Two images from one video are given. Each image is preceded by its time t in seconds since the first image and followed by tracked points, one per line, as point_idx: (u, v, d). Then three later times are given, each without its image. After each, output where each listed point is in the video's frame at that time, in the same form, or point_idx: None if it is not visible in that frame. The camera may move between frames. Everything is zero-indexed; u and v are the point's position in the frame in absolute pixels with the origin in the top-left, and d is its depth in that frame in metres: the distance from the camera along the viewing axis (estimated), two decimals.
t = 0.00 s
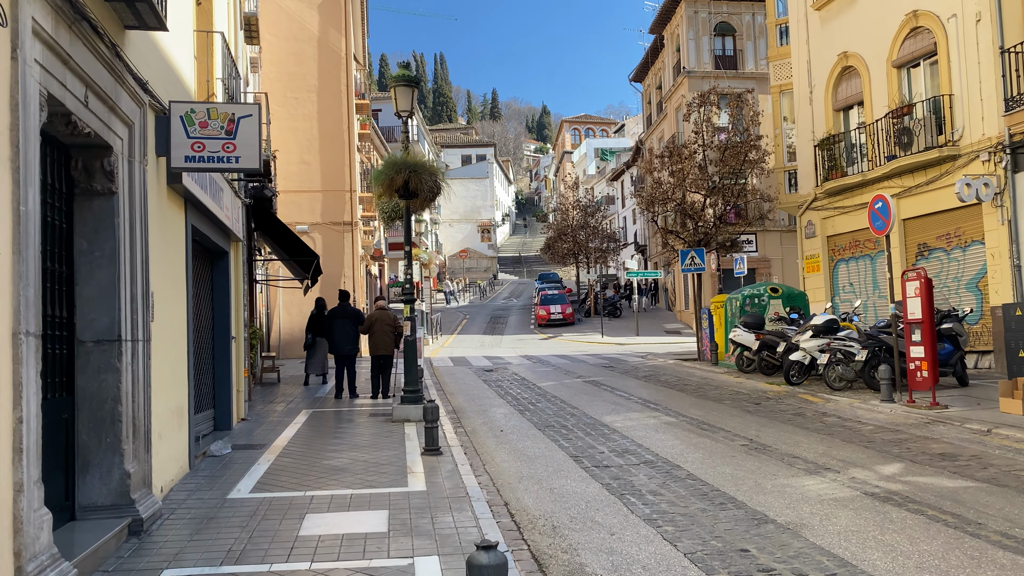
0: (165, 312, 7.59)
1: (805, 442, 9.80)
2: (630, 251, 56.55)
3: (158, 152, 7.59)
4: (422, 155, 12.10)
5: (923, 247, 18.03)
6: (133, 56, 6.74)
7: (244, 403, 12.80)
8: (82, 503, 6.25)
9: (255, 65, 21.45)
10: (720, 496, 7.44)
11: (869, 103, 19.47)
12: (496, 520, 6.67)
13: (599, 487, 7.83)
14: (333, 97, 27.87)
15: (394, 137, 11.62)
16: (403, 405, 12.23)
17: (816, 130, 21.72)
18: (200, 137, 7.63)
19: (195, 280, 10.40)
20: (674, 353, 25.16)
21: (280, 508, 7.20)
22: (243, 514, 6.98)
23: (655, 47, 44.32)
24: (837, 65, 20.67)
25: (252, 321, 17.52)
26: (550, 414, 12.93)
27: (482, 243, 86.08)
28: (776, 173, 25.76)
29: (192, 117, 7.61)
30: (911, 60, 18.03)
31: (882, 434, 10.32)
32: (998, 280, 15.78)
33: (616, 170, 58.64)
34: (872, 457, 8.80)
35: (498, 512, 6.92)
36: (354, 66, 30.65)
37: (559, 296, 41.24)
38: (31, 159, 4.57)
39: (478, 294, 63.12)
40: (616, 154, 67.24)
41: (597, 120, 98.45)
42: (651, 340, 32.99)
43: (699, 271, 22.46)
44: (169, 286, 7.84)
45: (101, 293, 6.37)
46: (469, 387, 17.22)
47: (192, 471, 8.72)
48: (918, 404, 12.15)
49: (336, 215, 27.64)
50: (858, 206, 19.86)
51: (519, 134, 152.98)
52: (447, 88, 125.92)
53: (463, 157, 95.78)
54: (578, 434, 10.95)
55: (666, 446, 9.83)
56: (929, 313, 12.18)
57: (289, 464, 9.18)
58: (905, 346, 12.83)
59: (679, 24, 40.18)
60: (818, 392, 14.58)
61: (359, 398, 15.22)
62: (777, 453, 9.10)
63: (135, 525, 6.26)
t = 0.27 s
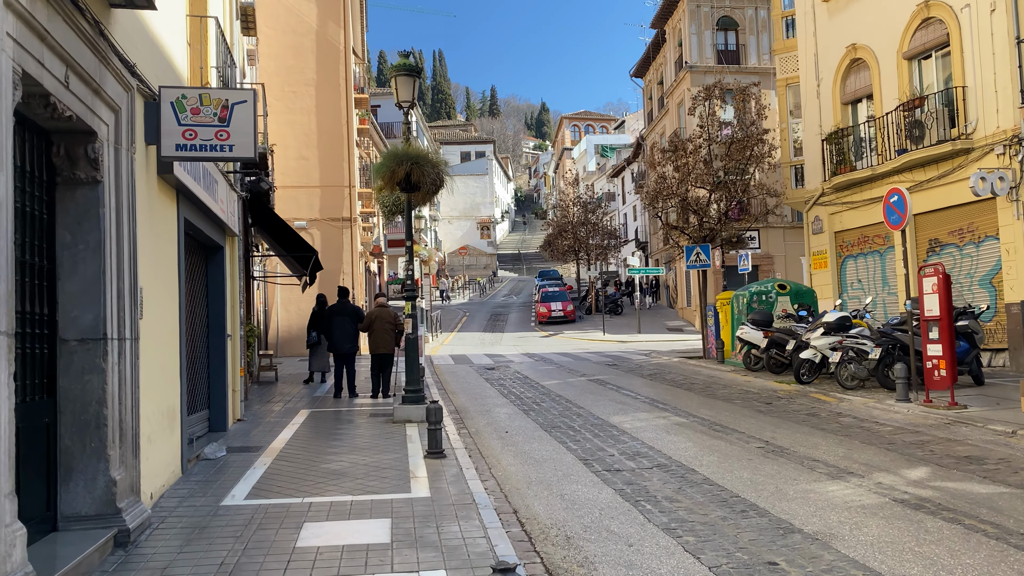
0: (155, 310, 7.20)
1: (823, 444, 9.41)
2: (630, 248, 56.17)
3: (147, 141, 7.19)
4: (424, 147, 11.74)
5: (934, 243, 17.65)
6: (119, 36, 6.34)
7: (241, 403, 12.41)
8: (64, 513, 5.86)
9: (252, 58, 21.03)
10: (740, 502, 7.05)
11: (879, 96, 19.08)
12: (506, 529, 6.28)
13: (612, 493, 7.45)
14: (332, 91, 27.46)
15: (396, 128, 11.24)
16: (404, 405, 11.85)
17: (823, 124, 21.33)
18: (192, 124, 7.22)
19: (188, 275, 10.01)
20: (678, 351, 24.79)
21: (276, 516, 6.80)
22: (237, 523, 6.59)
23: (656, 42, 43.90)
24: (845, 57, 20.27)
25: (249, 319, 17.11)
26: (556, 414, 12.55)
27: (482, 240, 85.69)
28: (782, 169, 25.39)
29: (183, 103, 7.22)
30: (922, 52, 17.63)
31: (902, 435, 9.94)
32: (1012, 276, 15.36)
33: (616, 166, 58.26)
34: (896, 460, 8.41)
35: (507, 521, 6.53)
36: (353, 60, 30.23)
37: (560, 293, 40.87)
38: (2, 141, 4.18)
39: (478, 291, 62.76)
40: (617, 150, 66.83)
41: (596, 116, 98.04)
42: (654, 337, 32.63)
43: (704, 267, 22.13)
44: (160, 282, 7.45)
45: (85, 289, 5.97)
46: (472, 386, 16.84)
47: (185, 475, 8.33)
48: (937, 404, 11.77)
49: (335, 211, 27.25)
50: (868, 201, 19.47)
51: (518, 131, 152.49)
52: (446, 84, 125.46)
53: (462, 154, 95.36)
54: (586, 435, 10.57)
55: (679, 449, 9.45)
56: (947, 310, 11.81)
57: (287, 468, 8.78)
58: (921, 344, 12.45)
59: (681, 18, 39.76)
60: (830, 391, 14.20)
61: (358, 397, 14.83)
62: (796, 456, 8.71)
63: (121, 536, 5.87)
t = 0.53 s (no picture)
0: (141, 308, 6.80)
1: (842, 448, 9.03)
2: (631, 245, 55.81)
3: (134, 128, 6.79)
4: (426, 139, 11.35)
5: (944, 239, 17.30)
6: (102, 15, 5.95)
7: (235, 404, 12.01)
8: (42, 525, 5.49)
9: (248, 51, 20.60)
10: (762, 511, 6.66)
11: (887, 89, 18.70)
12: (515, 542, 5.90)
13: (625, 501, 7.07)
14: (330, 85, 27.03)
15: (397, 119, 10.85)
16: (404, 406, 11.46)
17: (830, 119, 20.95)
18: (181, 111, 6.84)
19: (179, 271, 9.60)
20: (681, 350, 24.42)
21: (272, 525, 6.42)
22: (229, 534, 6.19)
23: (657, 36, 43.49)
24: (853, 50, 19.88)
25: (245, 317, 16.70)
26: (560, 415, 12.19)
27: (480, 237, 85.29)
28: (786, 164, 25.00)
29: (173, 89, 6.84)
30: (933, 44, 17.25)
31: (922, 437, 9.58)
32: None
33: (616, 163, 57.84)
34: (921, 465, 8.03)
35: (516, 533, 6.13)
36: (351, 55, 29.79)
37: (560, 291, 40.50)
38: None
39: (476, 288, 62.37)
40: (616, 146, 66.43)
41: (595, 112, 97.61)
42: (656, 335, 32.27)
43: (709, 264, 21.81)
44: (148, 278, 7.05)
45: (64, 285, 5.58)
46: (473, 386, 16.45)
47: (175, 482, 7.93)
48: (954, 404, 11.41)
49: (332, 207, 26.84)
50: (876, 196, 19.11)
51: (516, 128, 152.08)
52: (444, 81, 124.99)
53: (461, 150, 94.92)
54: (593, 438, 10.20)
55: (691, 452, 9.08)
56: (964, 307, 11.44)
57: (282, 474, 8.38)
58: (937, 342, 12.08)
59: (682, 12, 39.34)
60: (841, 391, 13.83)
61: (357, 397, 14.44)
62: (815, 461, 8.33)
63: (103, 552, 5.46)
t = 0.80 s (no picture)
0: (126, 305, 6.41)
1: (861, 450, 8.66)
2: (629, 243, 55.50)
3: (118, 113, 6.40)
4: (425, 129, 10.93)
5: (953, 235, 16.97)
6: None
7: (228, 405, 11.60)
8: (16, 538, 5.10)
9: (241, 43, 20.17)
10: (784, 520, 6.28)
11: (894, 82, 18.34)
12: (525, 554, 5.53)
13: (638, 508, 6.70)
14: (326, 79, 26.61)
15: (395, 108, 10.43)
16: (403, 407, 11.07)
17: (835, 113, 20.60)
18: (167, 95, 6.45)
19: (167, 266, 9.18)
20: (683, 347, 24.06)
21: (264, 535, 6.03)
22: (218, 546, 5.79)
23: (656, 31, 43.14)
24: (859, 42, 19.52)
25: (238, 315, 16.27)
26: (564, 416, 11.83)
27: (477, 234, 84.92)
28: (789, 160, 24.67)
29: (159, 72, 6.44)
30: (942, 35, 16.89)
31: (941, 439, 9.24)
32: None
33: (614, 159, 57.52)
34: (945, 470, 7.67)
35: (526, 544, 5.74)
36: (347, 48, 29.37)
37: (558, 288, 40.16)
38: None
39: (473, 285, 62.00)
40: (614, 143, 66.12)
41: (592, 109, 97.28)
42: (655, 333, 31.95)
43: (711, 261, 21.48)
44: (133, 272, 6.66)
45: (40, 280, 5.18)
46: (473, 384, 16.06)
47: (163, 487, 7.52)
48: (970, 404, 11.08)
49: (328, 203, 26.43)
50: (882, 191, 18.77)
51: (513, 125, 151.69)
52: (440, 78, 124.55)
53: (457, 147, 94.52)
54: (599, 440, 9.84)
55: (703, 455, 8.72)
56: (981, 303, 11.10)
57: (275, 479, 7.98)
58: (952, 340, 11.74)
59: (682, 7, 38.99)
60: (851, 390, 13.47)
61: (354, 397, 14.05)
62: (834, 465, 7.96)
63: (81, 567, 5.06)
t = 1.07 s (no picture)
0: (108, 307, 6.02)
1: (880, 456, 8.30)
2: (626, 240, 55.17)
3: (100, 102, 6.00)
4: (425, 122, 10.53)
5: (961, 232, 16.64)
6: None
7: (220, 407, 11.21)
8: None
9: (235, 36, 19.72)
10: (809, 535, 5.90)
11: (901, 77, 18.00)
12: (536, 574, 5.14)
13: (652, 521, 6.33)
14: (320, 73, 26.17)
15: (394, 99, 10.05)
16: (401, 410, 10.68)
17: (838, 109, 20.26)
18: (153, 83, 6.04)
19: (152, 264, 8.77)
20: (684, 346, 23.73)
21: (255, 552, 5.63)
22: (206, 564, 5.39)
23: (654, 27, 42.77)
24: (864, 37, 19.17)
25: (230, 314, 15.86)
26: (567, 418, 11.45)
27: (473, 232, 84.50)
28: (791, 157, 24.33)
29: (143, 58, 6.03)
30: (952, 29, 16.54)
31: (962, 444, 8.88)
32: None
33: (611, 157, 57.16)
34: (972, 478, 7.31)
35: (536, 562, 5.37)
36: (342, 42, 28.93)
37: (556, 286, 39.80)
38: None
39: (469, 283, 61.67)
40: (611, 140, 65.78)
41: (588, 106, 96.92)
42: (654, 332, 31.60)
43: (714, 259, 21.14)
44: (117, 271, 6.27)
45: (13, 279, 4.79)
46: (471, 385, 15.67)
47: (149, 498, 7.12)
48: (986, 407, 10.75)
49: (323, 199, 26.00)
50: (888, 188, 18.43)
51: (508, 123, 151.26)
52: (435, 75, 124.05)
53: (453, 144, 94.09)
54: (606, 446, 9.45)
55: (716, 462, 8.35)
56: (998, 303, 10.75)
57: (267, 488, 7.57)
58: (966, 341, 11.40)
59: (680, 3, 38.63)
60: (861, 392, 13.13)
61: (350, 399, 13.65)
62: (855, 473, 7.59)
63: None
